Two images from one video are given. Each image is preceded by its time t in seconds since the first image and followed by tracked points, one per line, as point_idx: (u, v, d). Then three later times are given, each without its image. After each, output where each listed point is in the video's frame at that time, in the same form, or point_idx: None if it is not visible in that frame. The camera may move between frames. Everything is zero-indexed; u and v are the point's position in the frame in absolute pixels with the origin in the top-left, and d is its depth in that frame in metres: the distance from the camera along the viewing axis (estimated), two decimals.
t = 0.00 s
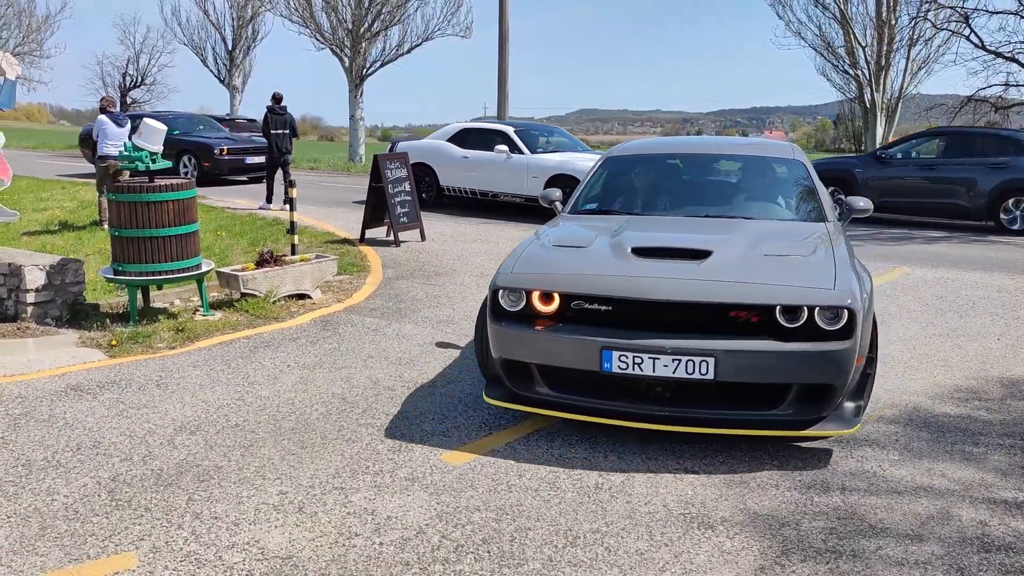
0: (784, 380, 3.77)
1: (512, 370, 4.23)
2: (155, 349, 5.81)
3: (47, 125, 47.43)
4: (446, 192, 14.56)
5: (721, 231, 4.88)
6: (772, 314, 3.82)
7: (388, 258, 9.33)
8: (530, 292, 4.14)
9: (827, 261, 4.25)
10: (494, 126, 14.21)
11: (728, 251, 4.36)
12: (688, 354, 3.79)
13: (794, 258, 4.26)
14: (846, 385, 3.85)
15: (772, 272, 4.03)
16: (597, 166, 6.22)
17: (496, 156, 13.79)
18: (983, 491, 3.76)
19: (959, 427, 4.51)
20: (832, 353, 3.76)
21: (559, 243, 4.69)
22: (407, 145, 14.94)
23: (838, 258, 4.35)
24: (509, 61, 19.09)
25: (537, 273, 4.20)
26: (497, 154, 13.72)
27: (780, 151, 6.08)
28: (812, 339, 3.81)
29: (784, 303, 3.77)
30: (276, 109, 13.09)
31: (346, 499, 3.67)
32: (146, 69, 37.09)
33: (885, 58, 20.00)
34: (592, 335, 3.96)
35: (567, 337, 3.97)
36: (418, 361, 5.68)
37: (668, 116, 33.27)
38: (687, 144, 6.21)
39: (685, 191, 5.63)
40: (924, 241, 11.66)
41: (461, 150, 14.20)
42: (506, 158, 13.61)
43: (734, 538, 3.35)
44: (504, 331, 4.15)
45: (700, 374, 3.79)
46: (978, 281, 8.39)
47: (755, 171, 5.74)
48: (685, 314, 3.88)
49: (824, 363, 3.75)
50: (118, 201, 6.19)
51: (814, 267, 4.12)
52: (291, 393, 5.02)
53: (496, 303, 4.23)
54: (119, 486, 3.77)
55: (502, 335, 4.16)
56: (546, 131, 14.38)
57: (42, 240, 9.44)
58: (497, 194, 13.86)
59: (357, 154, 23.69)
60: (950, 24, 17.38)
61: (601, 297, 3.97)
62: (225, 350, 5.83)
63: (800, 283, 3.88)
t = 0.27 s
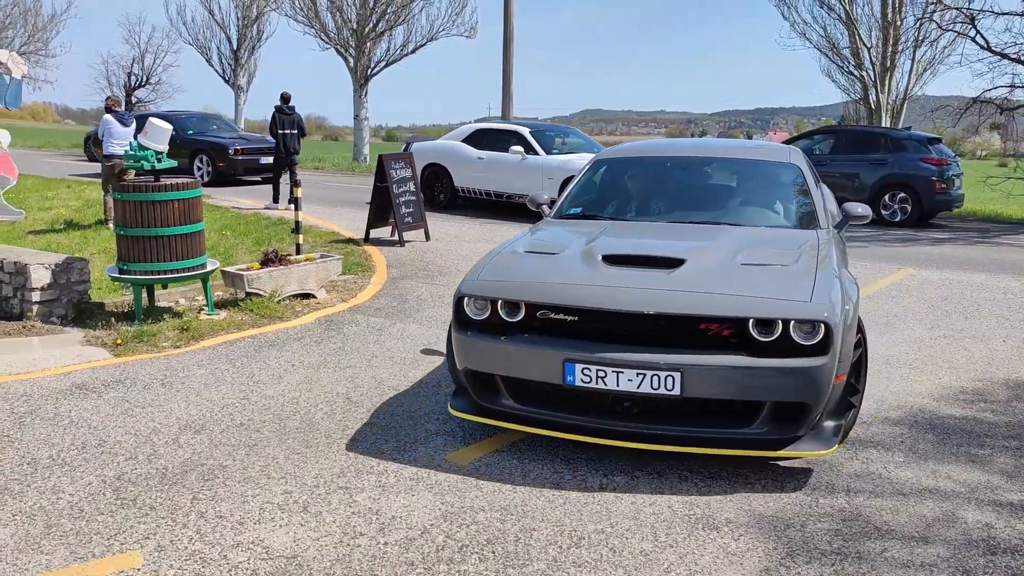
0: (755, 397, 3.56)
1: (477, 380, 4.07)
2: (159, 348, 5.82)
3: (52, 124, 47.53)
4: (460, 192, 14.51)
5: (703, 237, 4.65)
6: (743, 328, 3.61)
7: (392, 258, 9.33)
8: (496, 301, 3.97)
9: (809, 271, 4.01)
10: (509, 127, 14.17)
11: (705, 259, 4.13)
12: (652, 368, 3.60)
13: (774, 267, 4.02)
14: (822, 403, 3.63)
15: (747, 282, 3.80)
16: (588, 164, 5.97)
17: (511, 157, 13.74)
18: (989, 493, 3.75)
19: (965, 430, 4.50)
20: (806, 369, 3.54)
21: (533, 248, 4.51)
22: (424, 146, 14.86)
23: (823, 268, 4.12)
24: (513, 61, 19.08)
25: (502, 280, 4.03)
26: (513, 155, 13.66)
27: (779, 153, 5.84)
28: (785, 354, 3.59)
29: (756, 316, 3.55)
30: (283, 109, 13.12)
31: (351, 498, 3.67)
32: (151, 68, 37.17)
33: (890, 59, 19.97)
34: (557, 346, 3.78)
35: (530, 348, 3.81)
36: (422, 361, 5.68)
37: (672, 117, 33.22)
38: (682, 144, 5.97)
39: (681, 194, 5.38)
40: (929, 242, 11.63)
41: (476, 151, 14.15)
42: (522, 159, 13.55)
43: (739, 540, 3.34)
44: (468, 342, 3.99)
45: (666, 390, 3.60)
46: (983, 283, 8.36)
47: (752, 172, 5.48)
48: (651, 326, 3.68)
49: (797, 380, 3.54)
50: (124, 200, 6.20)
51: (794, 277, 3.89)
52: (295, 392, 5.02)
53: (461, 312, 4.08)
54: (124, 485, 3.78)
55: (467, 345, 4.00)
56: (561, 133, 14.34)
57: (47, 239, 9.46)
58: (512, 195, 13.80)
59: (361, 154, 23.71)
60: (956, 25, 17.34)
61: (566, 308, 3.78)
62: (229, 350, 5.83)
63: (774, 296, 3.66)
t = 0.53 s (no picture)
0: (714, 415, 3.35)
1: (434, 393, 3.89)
2: (163, 347, 5.83)
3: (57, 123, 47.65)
4: (474, 192, 14.46)
5: (677, 242, 4.42)
6: (705, 341, 3.39)
7: (396, 258, 9.33)
8: (451, 309, 3.80)
9: (783, 279, 3.76)
10: (524, 127, 14.14)
11: (673, 266, 3.91)
12: (607, 383, 3.40)
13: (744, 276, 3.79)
14: (788, 422, 3.40)
15: (713, 291, 3.58)
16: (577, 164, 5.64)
17: (525, 158, 13.69)
18: (994, 495, 3.74)
19: (970, 432, 4.48)
20: (769, 386, 3.31)
21: (499, 254, 4.32)
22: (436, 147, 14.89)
23: (800, 277, 3.85)
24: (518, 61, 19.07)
25: (459, 288, 3.85)
26: (527, 155, 13.61)
27: (780, 155, 5.47)
28: (749, 370, 3.37)
29: (715, 328, 3.33)
30: (290, 108, 13.13)
31: (356, 498, 3.67)
32: (157, 68, 37.24)
33: (896, 59, 19.93)
34: (511, 358, 3.60)
35: (484, 360, 3.63)
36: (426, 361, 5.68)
37: (676, 117, 33.18)
38: (677, 145, 5.62)
39: (674, 196, 5.03)
40: (934, 243, 11.61)
41: (491, 150, 14.10)
42: (536, 159, 13.49)
43: (744, 541, 3.34)
44: (422, 352, 3.83)
45: (621, 406, 3.40)
46: (989, 284, 8.34)
47: (750, 172, 5.13)
48: (608, 338, 3.48)
49: (760, 397, 3.32)
50: (129, 199, 6.21)
51: (765, 287, 3.64)
52: (300, 391, 5.02)
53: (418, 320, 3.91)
54: (129, 483, 3.78)
55: (422, 356, 3.83)
56: (575, 134, 14.30)
57: (52, 238, 9.47)
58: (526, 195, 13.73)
59: (365, 154, 23.72)
60: (962, 26, 17.30)
61: (520, 317, 3.60)
62: (234, 349, 5.84)
63: (738, 307, 3.42)
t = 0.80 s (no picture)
0: (667, 434, 3.15)
1: (385, 405, 3.72)
2: (168, 346, 5.83)
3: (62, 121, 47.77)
4: (487, 193, 14.40)
5: (646, 246, 4.20)
6: (658, 355, 3.19)
7: (400, 257, 9.33)
8: (401, 318, 3.62)
9: (750, 287, 3.52)
10: (538, 129, 14.20)
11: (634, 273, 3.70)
12: (553, 398, 3.22)
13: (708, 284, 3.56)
14: (746, 441, 3.20)
15: (671, 301, 3.36)
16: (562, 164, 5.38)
17: (540, 158, 13.66)
18: (999, 496, 3.73)
19: (976, 432, 4.47)
20: (725, 404, 3.11)
21: (461, 258, 4.13)
22: (447, 148, 14.88)
23: (770, 285, 3.62)
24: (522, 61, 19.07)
25: (408, 295, 3.67)
26: (542, 155, 13.57)
27: (773, 155, 5.18)
28: (704, 387, 3.18)
29: (668, 342, 3.12)
30: (295, 106, 13.13)
31: (360, 497, 3.67)
32: (162, 67, 37.31)
33: (901, 59, 19.90)
34: (458, 370, 3.43)
35: (429, 372, 3.46)
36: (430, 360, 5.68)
37: (681, 117, 33.14)
38: (665, 143, 5.34)
39: (660, 198, 4.75)
40: (939, 244, 11.58)
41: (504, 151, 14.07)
42: (551, 159, 13.47)
43: (748, 541, 3.34)
44: (370, 362, 3.66)
45: (567, 423, 3.22)
46: (994, 285, 8.32)
47: (739, 172, 4.85)
48: (557, 350, 3.29)
49: (716, 415, 3.12)
50: (134, 198, 6.21)
51: (730, 296, 3.41)
52: (305, 391, 5.03)
53: (367, 328, 3.74)
54: (134, 482, 3.79)
55: (370, 365, 3.67)
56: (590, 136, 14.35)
57: (57, 236, 9.49)
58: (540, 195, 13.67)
59: (369, 153, 23.74)
60: (967, 26, 17.27)
61: (469, 328, 3.41)
62: (238, 348, 5.84)
63: (695, 319, 3.20)
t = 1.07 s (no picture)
0: (614, 454, 2.95)
1: (331, 416, 3.53)
2: (171, 344, 5.85)
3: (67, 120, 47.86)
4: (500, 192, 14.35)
5: (612, 252, 3.98)
6: (606, 371, 2.99)
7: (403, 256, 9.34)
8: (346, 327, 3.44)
9: (711, 298, 3.30)
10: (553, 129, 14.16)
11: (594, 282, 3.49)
12: (492, 413, 3.02)
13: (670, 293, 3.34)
14: (699, 463, 2.99)
15: (626, 312, 3.14)
16: (543, 166, 5.17)
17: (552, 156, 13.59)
18: (1003, 496, 3.73)
19: (979, 432, 4.47)
20: (672, 423, 2.91)
21: (418, 263, 3.93)
22: (461, 146, 14.84)
23: (734, 296, 3.40)
24: (526, 60, 19.07)
25: (354, 302, 3.48)
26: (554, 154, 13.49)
27: (761, 156, 4.94)
28: (655, 405, 2.97)
29: (613, 356, 2.91)
30: (299, 106, 13.16)
31: (363, 495, 3.68)
32: (165, 66, 37.37)
33: (905, 59, 19.87)
34: (399, 382, 3.24)
35: (370, 383, 3.28)
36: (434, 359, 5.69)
37: (685, 116, 33.11)
38: (650, 144, 5.11)
39: (641, 201, 4.53)
40: (942, 244, 11.57)
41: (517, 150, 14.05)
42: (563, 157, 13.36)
43: (751, 541, 3.34)
44: (315, 371, 3.48)
45: (508, 440, 3.02)
46: (998, 285, 8.31)
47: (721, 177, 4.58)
48: (501, 363, 3.09)
49: (663, 436, 2.92)
50: (138, 196, 6.22)
51: (688, 307, 3.19)
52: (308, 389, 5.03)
53: (315, 336, 3.56)
54: (138, 480, 3.80)
55: (315, 374, 3.49)
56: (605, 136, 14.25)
57: (61, 235, 9.51)
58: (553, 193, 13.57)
59: (373, 152, 23.75)
60: (971, 26, 17.24)
61: (411, 338, 3.22)
62: (241, 346, 5.85)
63: (644, 332, 2.99)
